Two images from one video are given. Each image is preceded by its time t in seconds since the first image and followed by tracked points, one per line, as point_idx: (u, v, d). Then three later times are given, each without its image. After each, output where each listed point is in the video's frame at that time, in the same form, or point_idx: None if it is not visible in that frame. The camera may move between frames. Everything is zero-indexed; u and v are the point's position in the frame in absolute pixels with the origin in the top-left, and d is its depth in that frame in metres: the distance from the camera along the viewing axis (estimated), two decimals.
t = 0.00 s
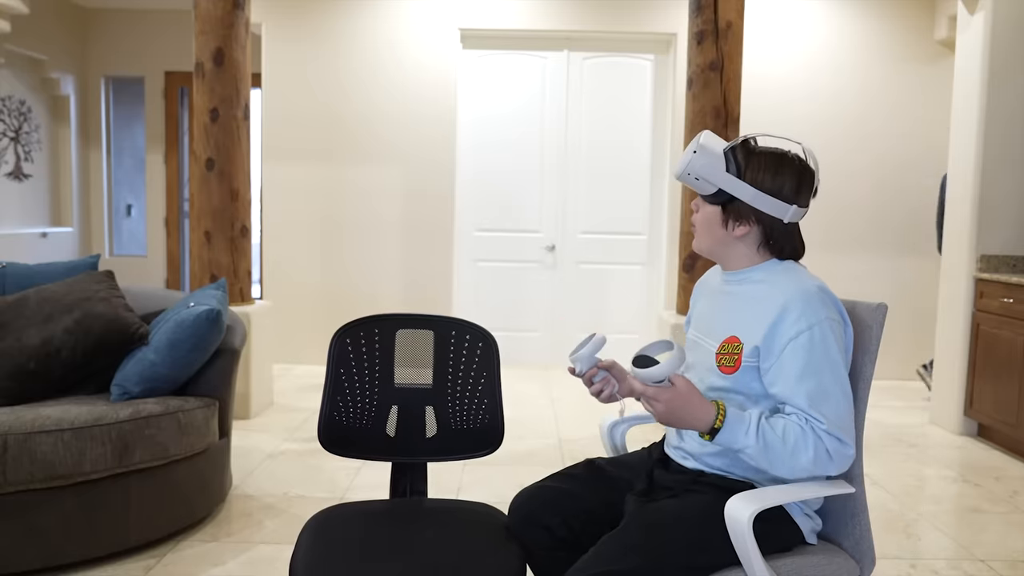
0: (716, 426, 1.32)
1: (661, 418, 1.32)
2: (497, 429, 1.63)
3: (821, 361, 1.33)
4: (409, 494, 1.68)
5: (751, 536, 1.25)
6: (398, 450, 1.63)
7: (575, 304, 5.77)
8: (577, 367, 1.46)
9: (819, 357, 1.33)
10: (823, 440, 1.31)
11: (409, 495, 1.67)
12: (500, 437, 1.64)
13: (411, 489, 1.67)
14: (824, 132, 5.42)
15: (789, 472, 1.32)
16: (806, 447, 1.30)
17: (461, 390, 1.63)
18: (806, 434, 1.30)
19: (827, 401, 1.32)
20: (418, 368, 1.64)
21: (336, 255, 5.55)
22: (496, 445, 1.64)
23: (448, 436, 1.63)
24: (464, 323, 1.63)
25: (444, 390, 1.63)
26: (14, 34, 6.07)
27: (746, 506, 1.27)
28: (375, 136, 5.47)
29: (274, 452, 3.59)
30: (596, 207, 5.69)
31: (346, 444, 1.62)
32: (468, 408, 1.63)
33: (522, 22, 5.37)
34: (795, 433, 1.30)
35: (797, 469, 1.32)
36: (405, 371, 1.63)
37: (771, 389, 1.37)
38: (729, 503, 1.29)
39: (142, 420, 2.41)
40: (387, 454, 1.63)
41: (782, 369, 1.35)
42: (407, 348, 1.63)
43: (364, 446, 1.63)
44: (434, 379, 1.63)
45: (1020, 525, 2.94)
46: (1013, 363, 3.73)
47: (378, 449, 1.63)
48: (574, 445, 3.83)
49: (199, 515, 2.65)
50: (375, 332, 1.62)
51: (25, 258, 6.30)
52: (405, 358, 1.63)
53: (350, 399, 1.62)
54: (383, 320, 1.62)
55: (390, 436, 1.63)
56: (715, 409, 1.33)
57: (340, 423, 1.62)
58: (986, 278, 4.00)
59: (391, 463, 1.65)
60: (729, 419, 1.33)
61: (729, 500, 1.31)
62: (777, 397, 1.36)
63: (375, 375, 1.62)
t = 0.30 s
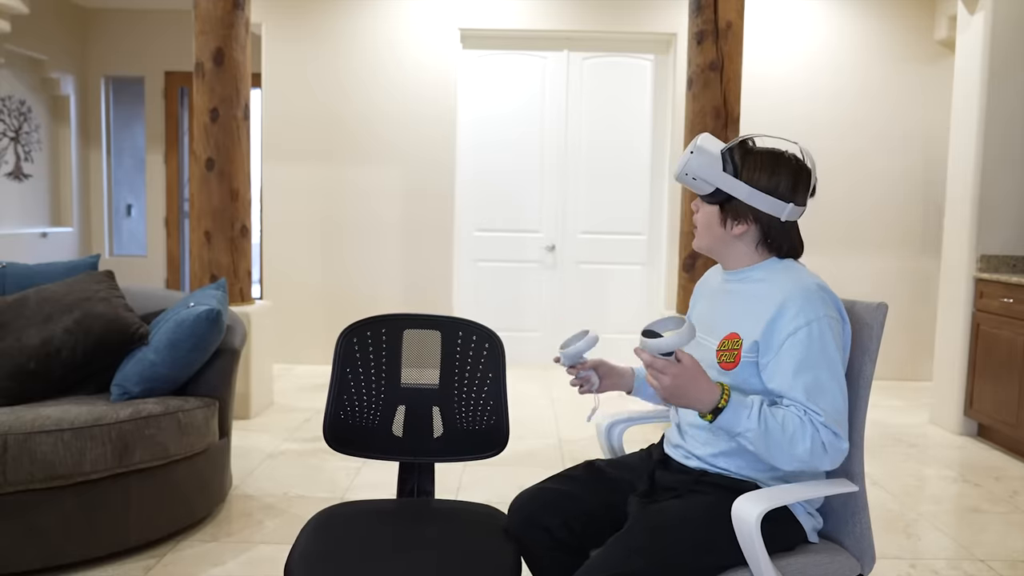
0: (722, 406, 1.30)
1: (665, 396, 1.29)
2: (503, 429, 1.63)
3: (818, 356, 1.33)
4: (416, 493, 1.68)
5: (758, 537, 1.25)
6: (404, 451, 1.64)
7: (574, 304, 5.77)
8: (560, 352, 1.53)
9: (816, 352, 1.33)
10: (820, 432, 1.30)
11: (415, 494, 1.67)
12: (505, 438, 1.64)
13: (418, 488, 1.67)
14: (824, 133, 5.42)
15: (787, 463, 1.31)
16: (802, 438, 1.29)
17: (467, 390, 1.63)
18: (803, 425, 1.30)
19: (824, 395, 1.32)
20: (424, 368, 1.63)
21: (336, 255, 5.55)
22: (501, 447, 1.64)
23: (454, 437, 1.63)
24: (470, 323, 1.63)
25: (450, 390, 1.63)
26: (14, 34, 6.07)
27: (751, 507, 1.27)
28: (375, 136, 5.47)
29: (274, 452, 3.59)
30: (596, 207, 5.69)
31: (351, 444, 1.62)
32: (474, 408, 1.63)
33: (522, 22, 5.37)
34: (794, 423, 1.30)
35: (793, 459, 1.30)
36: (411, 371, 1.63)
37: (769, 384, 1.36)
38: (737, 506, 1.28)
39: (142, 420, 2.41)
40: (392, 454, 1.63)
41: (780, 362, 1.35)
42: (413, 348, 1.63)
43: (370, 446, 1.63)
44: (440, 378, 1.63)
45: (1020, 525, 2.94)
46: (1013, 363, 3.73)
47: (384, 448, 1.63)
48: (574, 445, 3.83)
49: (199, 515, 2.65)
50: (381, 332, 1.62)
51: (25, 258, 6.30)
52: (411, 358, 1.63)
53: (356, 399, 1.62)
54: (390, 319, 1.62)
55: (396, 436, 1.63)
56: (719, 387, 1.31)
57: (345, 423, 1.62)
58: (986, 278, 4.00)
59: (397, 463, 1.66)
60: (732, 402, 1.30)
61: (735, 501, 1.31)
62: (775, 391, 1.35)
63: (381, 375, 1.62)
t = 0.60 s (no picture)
0: (729, 351, 1.29)
1: (676, 333, 1.30)
2: (501, 430, 1.63)
3: (826, 342, 1.33)
4: (415, 493, 1.68)
5: (763, 537, 1.25)
6: (403, 451, 1.63)
7: (574, 304, 5.77)
8: (548, 402, 1.65)
9: (825, 337, 1.33)
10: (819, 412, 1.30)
11: (415, 494, 1.67)
12: (504, 438, 1.64)
13: (417, 488, 1.67)
14: (824, 133, 5.42)
15: (780, 435, 1.30)
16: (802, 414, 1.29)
17: (465, 390, 1.63)
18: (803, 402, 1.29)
19: (826, 376, 1.32)
20: (422, 367, 1.63)
21: (336, 255, 5.55)
22: (500, 446, 1.64)
23: (452, 437, 1.63)
24: (468, 323, 1.63)
25: (449, 390, 1.63)
26: (14, 34, 6.07)
27: (758, 507, 1.26)
28: (375, 136, 5.47)
29: (274, 452, 3.59)
30: (596, 207, 5.69)
31: (350, 444, 1.62)
32: (472, 408, 1.63)
33: (522, 22, 5.37)
34: (795, 397, 1.29)
35: (784, 429, 1.29)
36: (410, 371, 1.63)
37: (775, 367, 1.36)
38: (741, 510, 1.28)
39: (142, 420, 2.41)
40: (391, 454, 1.63)
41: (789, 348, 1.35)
42: (412, 348, 1.63)
43: (369, 446, 1.63)
44: (439, 379, 1.63)
45: (1021, 524, 2.94)
46: (1013, 363, 3.73)
47: (383, 449, 1.63)
48: (573, 445, 3.83)
49: (198, 515, 2.65)
50: (380, 332, 1.62)
51: (25, 258, 6.30)
52: (410, 359, 1.63)
53: (355, 399, 1.62)
54: (389, 319, 1.62)
55: (394, 436, 1.63)
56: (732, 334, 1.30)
57: (344, 423, 1.62)
58: (986, 278, 4.00)
59: (396, 463, 1.65)
60: (741, 352, 1.29)
61: (740, 502, 1.31)
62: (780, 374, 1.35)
63: (379, 375, 1.62)
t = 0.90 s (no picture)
0: (716, 271, 1.43)
1: (683, 245, 1.49)
2: (503, 430, 1.63)
3: (804, 316, 1.35)
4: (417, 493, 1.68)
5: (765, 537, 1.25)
6: (405, 451, 1.63)
7: (574, 304, 5.77)
8: (557, 420, 1.64)
9: (804, 311, 1.35)
10: (765, 363, 1.32)
11: (416, 494, 1.67)
12: (506, 438, 1.63)
13: (419, 489, 1.67)
14: (824, 133, 5.43)
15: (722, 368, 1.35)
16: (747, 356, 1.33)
17: (468, 390, 1.63)
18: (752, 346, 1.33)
19: (791, 338, 1.34)
20: (425, 367, 1.64)
21: (336, 255, 5.55)
22: (502, 447, 1.63)
23: (455, 437, 1.63)
24: (471, 323, 1.63)
25: (452, 390, 1.63)
26: (14, 34, 6.08)
27: (759, 506, 1.26)
28: (375, 136, 5.47)
29: (274, 452, 3.59)
30: (596, 207, 5.69)
31: (352, 443, 1.62)
32: (475, 408, 1.63)
33: (522, 22, 5.37)
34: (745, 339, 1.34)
35: (729, 362, 1.35)
36: (412, 371, 1.63)
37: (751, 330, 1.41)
38: (743, 506, 1.28)
39: (142, 420, 2.41)
40: (394, 454, 1.63)
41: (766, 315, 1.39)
42: (414, 348, 1.63)
43: (371, 445, 1.63)
44: (441, 378, 1.63)
45: (1021, 524, 2.94)
46: (1013, 363, 3.73)
47: (386, 448, 1.63)
48: (573, 446, 3.83)
49: (198, 515, 2.65)
50: (383, 332, 1.62)
51: (25, 258, 6.30)
52: (413, 358, 1.63)
53: (358, 398, 1.62)
54: (392, 319, 1.63)
55: (397, 436, 1.63)
56: (730, 260, 1.44)
57: (346, 423, 1.62)
58: (986, 278, 4.00)
59: (399, 463, 1.65)
60: (728, 275, 1.41)
61: (742, 502, 1.31)
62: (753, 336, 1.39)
63: (382, 375, 1.62)
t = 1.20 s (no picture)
0: (703, 253, 1.47)
1: (681, 227, 1.53)
2: (503, 430, 1.62)
3: (787, 304, 1.37)
4: (418, 493, 1.68)
5: (766, 537, 1.25)
6: (406, 451, 1.63)
7: (574, 304, 5.77)
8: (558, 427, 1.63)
9: (787, 300, 1.37)
10: (743, 343, 1.34)
11: (417, 494, 1.67)
12: (507, 439, 1.63)
13: (420, 489, 1.67)
14: (824, 133, 5.43)
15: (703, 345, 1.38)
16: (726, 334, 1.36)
17: (468, 390, 1.63)
18: (732, 326, 1.36)
19: (771, 323, 1.36)
20: (425, 367, 1.64)
21: (336, 255, 5.55)
22: (501, 448, 1.63)
23: (455, 437, 1.63)
24: (471, 323, 1.63)
25: (452, 390, 1.63)
26: (14, 34, 6.07)
27: (760, 506, 1.26)
28: (375, 136, 5.47)
29: (274, 452, 3.59)
30: (596, 207, 5.69)
31: (353, 443, 1.62)
32: (474, 407, 1.63)
33: (522, 22, 5.37)
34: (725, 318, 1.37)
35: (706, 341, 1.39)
36: (413, 371, 1.63)
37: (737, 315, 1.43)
38: (744, 505, 1.28)
39: (142, 420, 2.41)
40: (394, 454, 1.63)
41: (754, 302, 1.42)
42: (415, 348, 1.63)
43: (372, 445, 1.63)
44: (442, 378, 1.63)
45: (1021, 524, 2.94)
46: (1013, 363, 3.73)
47: (387, 448, 1.63)
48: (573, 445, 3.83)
49: (198, 515, 2.65)
50: (383, 332, 1.62)
51: (24, 258, 6.30)
52: (413, 358, 1.63)
53: (358, 398, 1.62)
54: (392, 319, 1.63)
55: (398, 436, 1.63)
56: (720, 244, 1.48)
57: (347, 422, 1.62)
58: (986, 278, 4.00)
59: (400, 463, 1.65)
60: (715, 259, 1.45)
61: (744, 501, 1.31)
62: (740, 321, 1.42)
63: (382, 375, 1.62)
